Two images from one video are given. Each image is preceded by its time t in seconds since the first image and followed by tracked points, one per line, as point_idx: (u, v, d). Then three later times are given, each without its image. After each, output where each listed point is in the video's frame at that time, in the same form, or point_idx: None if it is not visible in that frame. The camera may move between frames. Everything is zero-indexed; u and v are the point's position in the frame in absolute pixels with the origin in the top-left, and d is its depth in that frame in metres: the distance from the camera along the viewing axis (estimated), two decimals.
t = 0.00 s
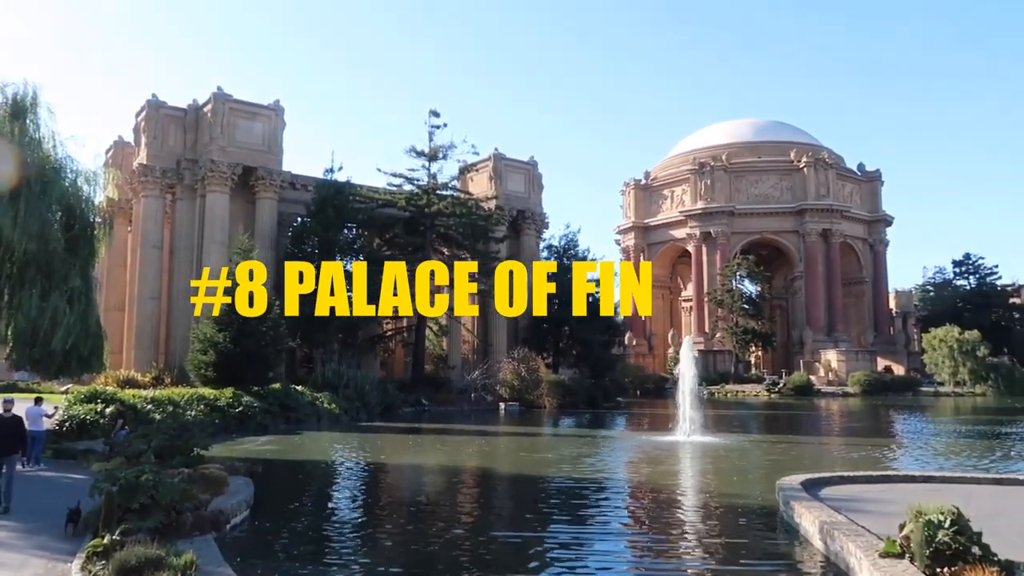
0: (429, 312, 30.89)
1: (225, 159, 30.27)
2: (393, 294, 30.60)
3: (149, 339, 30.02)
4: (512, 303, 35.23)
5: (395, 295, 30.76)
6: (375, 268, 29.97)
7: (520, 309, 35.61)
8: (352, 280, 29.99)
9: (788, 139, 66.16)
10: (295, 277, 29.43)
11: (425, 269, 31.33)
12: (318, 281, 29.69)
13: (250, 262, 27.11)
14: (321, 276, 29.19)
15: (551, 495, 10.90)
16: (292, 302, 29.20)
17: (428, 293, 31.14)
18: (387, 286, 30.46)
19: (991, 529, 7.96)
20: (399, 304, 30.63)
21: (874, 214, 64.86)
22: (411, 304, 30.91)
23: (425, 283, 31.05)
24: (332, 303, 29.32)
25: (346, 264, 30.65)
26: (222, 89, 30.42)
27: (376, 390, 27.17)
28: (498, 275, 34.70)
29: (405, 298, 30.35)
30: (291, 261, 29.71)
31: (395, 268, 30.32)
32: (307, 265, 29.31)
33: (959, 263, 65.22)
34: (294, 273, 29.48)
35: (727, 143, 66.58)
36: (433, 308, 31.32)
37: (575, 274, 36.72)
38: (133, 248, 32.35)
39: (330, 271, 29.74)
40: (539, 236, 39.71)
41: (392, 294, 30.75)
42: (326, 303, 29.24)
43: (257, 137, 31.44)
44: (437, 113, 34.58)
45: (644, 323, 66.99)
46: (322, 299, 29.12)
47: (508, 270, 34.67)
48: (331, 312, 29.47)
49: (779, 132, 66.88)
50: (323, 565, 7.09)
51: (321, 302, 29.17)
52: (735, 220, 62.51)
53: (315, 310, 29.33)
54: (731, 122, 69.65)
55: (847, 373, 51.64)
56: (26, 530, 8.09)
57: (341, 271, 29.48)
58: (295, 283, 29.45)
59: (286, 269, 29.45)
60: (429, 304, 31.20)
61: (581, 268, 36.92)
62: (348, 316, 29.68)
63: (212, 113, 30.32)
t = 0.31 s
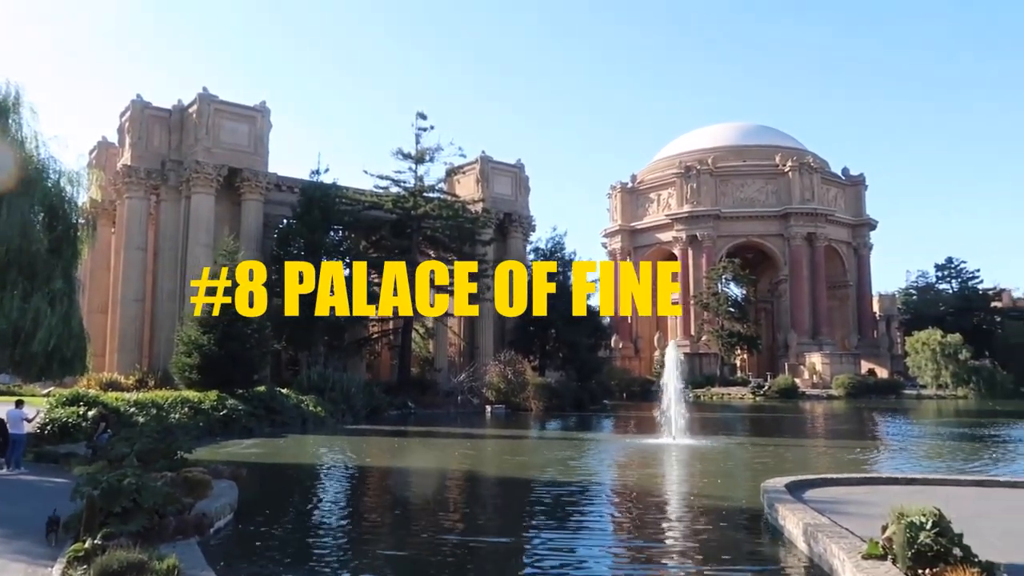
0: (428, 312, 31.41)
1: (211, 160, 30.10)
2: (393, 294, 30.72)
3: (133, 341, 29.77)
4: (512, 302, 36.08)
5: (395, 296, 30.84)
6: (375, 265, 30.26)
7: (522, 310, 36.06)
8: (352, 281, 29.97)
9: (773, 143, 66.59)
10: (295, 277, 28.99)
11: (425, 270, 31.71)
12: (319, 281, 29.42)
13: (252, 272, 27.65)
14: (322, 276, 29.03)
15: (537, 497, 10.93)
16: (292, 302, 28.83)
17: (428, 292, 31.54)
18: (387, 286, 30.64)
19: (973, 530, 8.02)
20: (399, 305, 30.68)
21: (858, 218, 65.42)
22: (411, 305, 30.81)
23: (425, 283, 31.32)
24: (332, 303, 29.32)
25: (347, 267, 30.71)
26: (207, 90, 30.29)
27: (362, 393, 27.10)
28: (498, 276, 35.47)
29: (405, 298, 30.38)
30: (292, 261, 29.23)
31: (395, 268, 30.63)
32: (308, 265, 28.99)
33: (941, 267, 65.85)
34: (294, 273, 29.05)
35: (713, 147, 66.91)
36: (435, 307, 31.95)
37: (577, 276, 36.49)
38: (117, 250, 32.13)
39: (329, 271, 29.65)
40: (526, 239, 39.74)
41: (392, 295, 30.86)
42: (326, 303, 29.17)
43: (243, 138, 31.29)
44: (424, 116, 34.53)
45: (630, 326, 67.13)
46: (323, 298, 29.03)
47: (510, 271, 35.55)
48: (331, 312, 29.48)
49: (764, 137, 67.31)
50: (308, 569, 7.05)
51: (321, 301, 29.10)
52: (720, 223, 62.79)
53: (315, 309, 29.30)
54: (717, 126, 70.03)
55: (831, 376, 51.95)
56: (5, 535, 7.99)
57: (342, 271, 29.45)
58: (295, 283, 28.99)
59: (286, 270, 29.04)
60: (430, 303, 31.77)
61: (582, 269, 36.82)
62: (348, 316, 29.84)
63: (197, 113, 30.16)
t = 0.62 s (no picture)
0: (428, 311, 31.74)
1: (195, 160, 29.91)
2: (393, 294, 30.67)
3: (116, 341, 29.53)
4: (512, 303, 36.09)
5: (395, 295, 30.75)
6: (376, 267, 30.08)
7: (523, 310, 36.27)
8: (352, 281, 30.20)
9: (758, 145, 66.97)
10: (295, 277, 28.90)
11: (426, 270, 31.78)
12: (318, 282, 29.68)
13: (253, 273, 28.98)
14: (322, 276, 29.32)
15: (523, 498, 10.91)
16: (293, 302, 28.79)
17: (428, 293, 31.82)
18: (387, 286, 30.61)
19: (954, 530, 8.10)
20: (399, 304, 30.61)
21: (842, 220, 65.93)
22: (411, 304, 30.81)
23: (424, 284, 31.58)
24: (332, 303, 29.53)
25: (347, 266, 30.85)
26: (192, 89, 30.07)
27: (348, 394, 27.03)
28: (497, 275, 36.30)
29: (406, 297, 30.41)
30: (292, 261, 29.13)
31: (395, 268, 30.67)
32: (309, 265, 29.00)
33: (924, 268, 66.40)
34: (295, 272, 29.00)
35: (698, 148, 67.21)
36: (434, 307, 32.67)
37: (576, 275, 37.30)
38: (100, 250, 31.87)
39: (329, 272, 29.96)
40: (512, 240, 39.76)
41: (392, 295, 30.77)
42: (326, 303, 29.39)
43: (228, 137, 31.12)
44: (410, 116, 34.44)
45: (616, 326, 67.31)
46: (323, 299, 29.28)
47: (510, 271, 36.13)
48: (331, 312, 29.76)
49: (750, 139, 67.68)
50: (292, 571, 7.02)
51: (321, 302, 29.30)
52: (706, 224, 63.07)
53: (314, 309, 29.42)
54: (702, 128, 70.36)
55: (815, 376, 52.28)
56: None
57: (341, 271, 29.77)
58: (295, 283, 28.90)
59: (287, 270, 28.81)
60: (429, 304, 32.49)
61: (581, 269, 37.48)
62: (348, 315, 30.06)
63: (181, 113, 29.96)
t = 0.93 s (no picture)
0: (428, 312, 31.61)
1: (179, 159, 29.68)
2: (393, 295, 30.45)
3: (98, 342, 29.27)
4: (512, 303, 36.62)
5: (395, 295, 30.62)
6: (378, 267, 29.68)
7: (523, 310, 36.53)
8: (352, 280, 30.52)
9: (743, 147, 67.32)
10: (295, 277, 29.04)
11: (425, 270, 31.94)
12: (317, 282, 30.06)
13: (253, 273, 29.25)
14: (322, 276, 29.64)
15: (508, 500, 10.89)
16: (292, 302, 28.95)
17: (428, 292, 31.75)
18: (387, 286, 30.34)
19: (935, 530, 8.17)
20: (399, 305, 30.48)
21: (825, 223, 66.45)
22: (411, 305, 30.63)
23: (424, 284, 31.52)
24: (331, 303, 30.05)
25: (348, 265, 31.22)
26: (176, 87, 29.87)
27: (333, 395, 26.93)
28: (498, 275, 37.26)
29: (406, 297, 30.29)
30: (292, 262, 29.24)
31: (396, 268, 30.37)
32: (310, 265, 29.28)
33: (906, 270, 66.94)
34: (295, 273, 29.08)
35: (684, 150, 67.49)
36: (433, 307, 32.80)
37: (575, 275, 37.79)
38: (82, 249, 31.56)
39: (329, 272, 30.27)
40: (499, 241, 39.75)
41: (391, 295, 30.59)
42: (326, 303, 29.85)
43: (213, 137, 30.92)
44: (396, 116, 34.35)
45: (601, 327, 67.43)
46: (324, 299, 29.63)
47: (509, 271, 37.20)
48: (329, 311, 30.22)
49: (735, 141, 68.05)
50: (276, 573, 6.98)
51: (322, 302, 29.65)
52: (691, 226, 63.37)
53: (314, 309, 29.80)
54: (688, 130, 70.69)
55: (799, 378, 52.62)
56: None
57: (341, 271, 30.07)
58: (295, 283, 29.10)
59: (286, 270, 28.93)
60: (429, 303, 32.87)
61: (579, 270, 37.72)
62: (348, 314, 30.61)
63: (166, 112, 29.74)
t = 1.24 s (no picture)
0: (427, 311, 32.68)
1: (163, 158, 29.44)
2: (393, 294, 31.47)
3: (80, 343, 29.00)
4: (512, 303, 36.66)
5: (395, 295, 31.60)
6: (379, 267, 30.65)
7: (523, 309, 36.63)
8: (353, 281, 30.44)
9: (729, 149, 67.68)
10: (296, 277, 29.30)
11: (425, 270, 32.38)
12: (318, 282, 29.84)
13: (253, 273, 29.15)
14: (323, 276, 29.52)
15: (493, 501, 10.87)
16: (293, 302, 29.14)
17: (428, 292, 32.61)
18: (387, 285, 31.27)
19: (917, 531, 8.23)
20: (399, 304, 31.45)
21: (810, 225, 67.01)
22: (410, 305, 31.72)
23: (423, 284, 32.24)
24: (332, 303, 29.85)
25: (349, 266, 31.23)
26: (161, 86, 29.68)
27: (317, 395, 26.81)
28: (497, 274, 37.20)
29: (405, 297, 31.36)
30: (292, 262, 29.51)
31: (395, 268, 31.35)
32: (309, 265, 29.42)
33: (888, 272, 67.50)
34: (295, 273, 29.37)
35: (670, 152, 67.78)
36: (433, 308, 33.16)
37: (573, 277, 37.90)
38: (64, 248, 31.27)
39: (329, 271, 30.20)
40: (485, 241, 39.73)
41: (391, 295, 31.55)
42: (327, 303, 29.75)
43: (197, 136, 30.71)
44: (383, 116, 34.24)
45: (587, 328, 67.57)
46: (325, 299, 29.49)
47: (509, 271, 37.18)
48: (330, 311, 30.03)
49: (721, 143, 68.41)
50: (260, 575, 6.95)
51: (323, 301, 29.48)
52: (677, 228, 63.63)
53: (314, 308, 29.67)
54: (674, 132, 71.01)
55: (783, 379, 52.94)
56: None
57: (341, 271, 30.00)
58: (295, 283, 29.33)
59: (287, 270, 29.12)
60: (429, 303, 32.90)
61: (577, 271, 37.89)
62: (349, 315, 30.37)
63: (149, 110, 29.49)
